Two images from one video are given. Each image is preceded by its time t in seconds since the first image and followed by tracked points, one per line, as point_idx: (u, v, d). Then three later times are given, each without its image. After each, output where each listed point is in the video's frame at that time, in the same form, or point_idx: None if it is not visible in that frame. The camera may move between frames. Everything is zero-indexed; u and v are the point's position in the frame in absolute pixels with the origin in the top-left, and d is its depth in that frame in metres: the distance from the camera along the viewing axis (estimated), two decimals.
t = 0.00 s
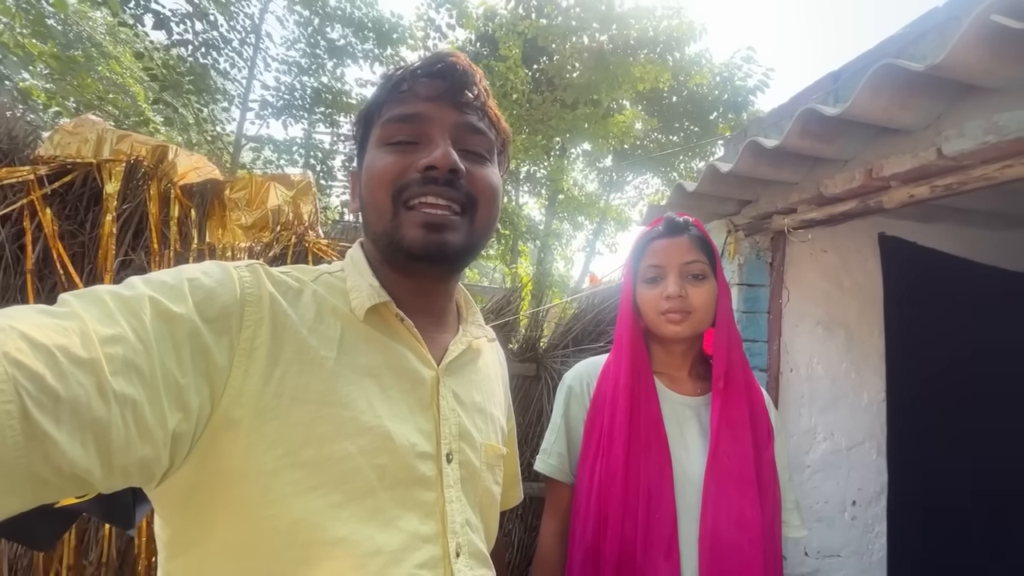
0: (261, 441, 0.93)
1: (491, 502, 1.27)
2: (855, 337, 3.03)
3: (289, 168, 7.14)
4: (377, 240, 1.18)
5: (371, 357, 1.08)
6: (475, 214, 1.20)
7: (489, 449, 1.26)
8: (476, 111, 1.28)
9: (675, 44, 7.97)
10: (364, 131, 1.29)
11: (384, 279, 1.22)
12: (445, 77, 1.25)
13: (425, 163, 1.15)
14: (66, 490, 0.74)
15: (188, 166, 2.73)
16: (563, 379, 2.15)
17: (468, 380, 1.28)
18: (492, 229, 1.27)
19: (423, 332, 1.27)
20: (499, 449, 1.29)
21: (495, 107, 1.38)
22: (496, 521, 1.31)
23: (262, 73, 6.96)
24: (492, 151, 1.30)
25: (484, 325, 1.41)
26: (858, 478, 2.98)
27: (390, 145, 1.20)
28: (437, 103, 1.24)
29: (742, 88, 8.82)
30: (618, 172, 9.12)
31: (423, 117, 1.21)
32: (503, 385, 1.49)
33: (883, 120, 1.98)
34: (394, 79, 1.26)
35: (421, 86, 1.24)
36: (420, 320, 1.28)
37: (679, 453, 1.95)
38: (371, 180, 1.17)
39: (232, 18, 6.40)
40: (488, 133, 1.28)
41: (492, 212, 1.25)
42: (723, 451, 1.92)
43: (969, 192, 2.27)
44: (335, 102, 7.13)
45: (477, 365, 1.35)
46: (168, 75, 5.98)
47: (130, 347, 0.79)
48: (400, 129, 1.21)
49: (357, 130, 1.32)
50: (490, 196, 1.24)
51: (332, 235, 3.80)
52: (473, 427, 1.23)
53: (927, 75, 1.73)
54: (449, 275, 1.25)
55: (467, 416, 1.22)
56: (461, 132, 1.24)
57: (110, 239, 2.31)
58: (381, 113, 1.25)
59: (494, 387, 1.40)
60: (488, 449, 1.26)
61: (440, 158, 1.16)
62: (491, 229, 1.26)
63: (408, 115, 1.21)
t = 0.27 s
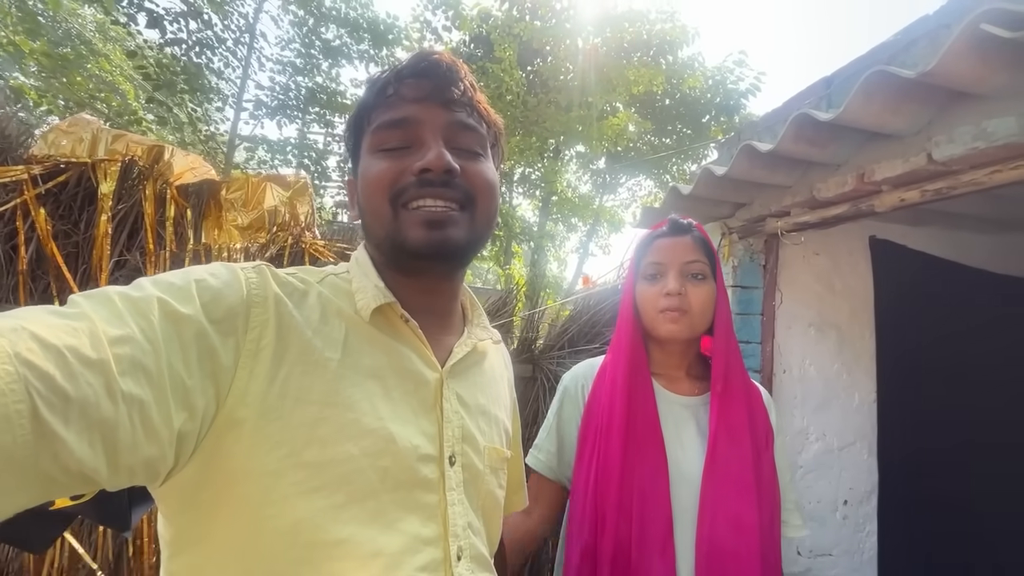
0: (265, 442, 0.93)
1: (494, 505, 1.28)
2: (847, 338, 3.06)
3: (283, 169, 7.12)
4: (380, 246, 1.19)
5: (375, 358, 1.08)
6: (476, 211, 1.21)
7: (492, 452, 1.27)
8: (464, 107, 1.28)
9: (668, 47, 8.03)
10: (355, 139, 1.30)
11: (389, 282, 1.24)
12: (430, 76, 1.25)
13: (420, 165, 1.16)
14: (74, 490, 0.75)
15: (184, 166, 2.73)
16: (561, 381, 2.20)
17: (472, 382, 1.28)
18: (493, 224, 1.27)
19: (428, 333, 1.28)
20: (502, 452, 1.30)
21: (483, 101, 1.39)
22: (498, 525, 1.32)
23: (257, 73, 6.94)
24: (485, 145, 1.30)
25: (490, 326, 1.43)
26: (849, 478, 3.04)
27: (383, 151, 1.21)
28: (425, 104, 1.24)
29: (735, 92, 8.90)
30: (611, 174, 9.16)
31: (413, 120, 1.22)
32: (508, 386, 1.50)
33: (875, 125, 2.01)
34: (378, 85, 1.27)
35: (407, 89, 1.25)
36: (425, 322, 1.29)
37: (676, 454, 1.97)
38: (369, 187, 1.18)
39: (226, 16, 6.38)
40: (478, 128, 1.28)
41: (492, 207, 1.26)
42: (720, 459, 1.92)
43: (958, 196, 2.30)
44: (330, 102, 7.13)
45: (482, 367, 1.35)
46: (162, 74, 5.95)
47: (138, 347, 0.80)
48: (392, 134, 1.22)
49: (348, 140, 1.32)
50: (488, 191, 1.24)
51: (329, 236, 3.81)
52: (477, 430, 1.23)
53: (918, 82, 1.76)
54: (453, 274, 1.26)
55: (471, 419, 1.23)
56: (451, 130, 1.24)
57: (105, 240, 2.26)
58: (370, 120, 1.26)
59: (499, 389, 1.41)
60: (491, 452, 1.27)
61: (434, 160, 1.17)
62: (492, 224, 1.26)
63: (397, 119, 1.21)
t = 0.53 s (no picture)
0: (275, 439, 0.96)
1: (498, 501, 1.30)
2: (838, 339, 3.11)
3: (277, 169, 7.11)
4: (385, 253, 1.22)
5: (381, 357, 1.11)
6: (477, 213, 1.24)
7: (496, 449, 1.29)
8: (459, 107, 1.30)
9: (662, 50, 8.09)
10: (354, 144, 1.32)
11: (394, 285, 1.27)
12: (424, 79, 1.27)
13: (422, 172, 1.18)
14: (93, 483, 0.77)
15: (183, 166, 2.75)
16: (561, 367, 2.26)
17: (476, 380, 1.30)
18: (494, 223, 1.30)
19: (433, 332, 1.30)
20: (505, 449, 1.32)
21: (478, 99, 1.41)
22: (501, 521, 1.35)
23: (252, 72, 6.90)
24: (483, 143, 1.33)
25: (493, 325, 1.45)
26: (839, 475, 3.07)
27: (382, 158, 1.23)
28: (421, 108, 1.26)
29: (727, 95, 8.97)
30: (605, 176, 9.21)
31: (411, 125, 1.24)
32: (512, 384, 1.52)
33: (865, 130, 2.06)
34: (373, 90, 1.28)
35: (402, 93, 1.27)
36: (431, 322, 1.31)
37: (666, 445, 2.01)
38: (371, 195, 1.20)
39: (222, 15, 6.37)
40: (475, 128, 1.30)
41: (492, 207, 1.28)
42: (711, 458, 1.95)
43: (946, 199, 2.35)
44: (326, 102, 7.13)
45: (486, 365, 1.37)
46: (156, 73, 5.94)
47: (155, 345, 0.82)
48: (390, 140, 1.24)
49: (347, 146, 1.35)
50: (488, 191, 1.27)
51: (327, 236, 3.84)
52: (480, 427, 1.25)
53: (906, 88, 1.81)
54: (456, 275, 1.29)
55: (475, 416, 1.25)
56: (449, 133, 1.26)
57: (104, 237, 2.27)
58: (368, 126, 1.28)
59: (503, 387, 1.43)
60: (494, 449, 1.29)
61: (435, 166, 1.19)
62: (493, 223, 1.29)
63: (394, 125, 1.24)
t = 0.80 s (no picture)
0: (284, 429, 0.99)
1: (500, 490, 1.34)
2: (828, 338, 3.16)
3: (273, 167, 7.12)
4: (389, 246, 1.25)
5: (384, 350, 1.14)
6: (480, 209, 1.27)
7: (497, 440, 1.33)
8: (463, 105, 1.34)
9: (656, 52, 8.15)
10: (358, 138, 1.35)
11: (397, 278, 1.30)
12: (430, 77, 1.31)
13: (428, 168, 1.21)
14: (109, 472, 0.80)
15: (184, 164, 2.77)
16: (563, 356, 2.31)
17: (476, 372, 1.34)
18: (495, 219, 1.34)
19: (435, 326, 1.34)
20: (505, 439, 1.36)
21: (482, 97, 1.45)
22: (503, 510, 1.39)
23: (249, 71, 6.91)
24: (486, 141, 1.37)
25: (492, 318, 1.49)
26: (829, 469, 3.13)
27: (388, 153, 1.26)
28: (426, 105, 1.30)
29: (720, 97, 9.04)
30: (599, 177, 9.26)
31: (417, 122, 1.28)
32: (511, 376, 1.56)
33: (853, 133, 2.11)
34: (379, 86, 1.32)
35: (408, 89, 1.30)
36: (433, 316, 1.35)
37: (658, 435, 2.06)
38: (376, 190, 1.23)
39: (218, 14, 6.37)
40: (478, 126, 1.34)
41: (494, 203, 1.32)
42: (703, 448, 2.01)
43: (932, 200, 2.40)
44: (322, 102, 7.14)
45: (486, 358, 1.41)
46: (153, 71, 5.94)
47: (166, 338, 0.85)
48: (396, 136, 1.27)
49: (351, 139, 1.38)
50: (490, 188, 1.31)
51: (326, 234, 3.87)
52: (481, 419, 1.29)
53: (892, 92, 1.86)
54: (457, 269, 1.32)
55: (476, 408, 1.29)
56: (453, 130, 1.30)
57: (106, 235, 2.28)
58: (373, 121, 1.31)
59: (502, 379, 1.46)
60: (495, 440, 1.33)
61: (440, 162, 1.22)
62: (494, 219, 1.33)
63: (400, 121, 1.27)
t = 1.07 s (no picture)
0: (279, 429, 1.00)
1: (496, 488, 1.36)
2: (821, 338, 3.19)
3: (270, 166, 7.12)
4: (388, 245, 1.26)
5: (381, 350, 1.16)
6: (482, 214, 1.29)
7: (493, 438, 1.35)
8: (471, 108, 1.35)
9: (652, 52, 8.18)
10: (360, 132, 1.35)
11: (392, 277, 1.31)
12: (441, 79, 1.32)
13: (434, 171, 1.23)
14: (100, 474, 0.80)
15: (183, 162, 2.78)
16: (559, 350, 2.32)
17: (471, 370, 1.36)
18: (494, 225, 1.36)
19: (430, 324, 1.35)
20: (501, 437, 1.38)
21: (489, 101, 1.46)
22: (500, 508, 1.40)
23: (245, 69, 6.91)
24: (490, 146, 1.39)
25: (488, 317, 1.50)
26: (822, 467, 3.16)
27: (392, 151, 1.27)
28: (435, 106, 1.31)
29: (716, 97, 9.07)
30: (595, 176, 9.29)
31: (425, 122, 1.29)
32: (506, 374, 1.57)
33: (846, 136, 2.13)
34: (388, 82, 1.32)
35: (418, 88, 1.31)
36: (428, 314, 1.36)
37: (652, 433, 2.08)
38: (379, 188, 1.24)
39: (215, 11, 6.37)
40: (485, 130, 1.36)
41: (496, 209, 1.34)
42: (697, 448, 2.02)
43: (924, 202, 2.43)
44: (319, 100, 7.14)
45: (481, 356, 1.42)
46: (149, 68, 5.93)
47: (157, 338, 0.85)
48: (403, 135, 1.28)
49: (353, 132, 1.38)
50: (493, 194, 1.33)
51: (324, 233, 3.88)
52: (478, 417, 1.31)
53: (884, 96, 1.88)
54: (454, 271, 1.34)
55: (472, 407, 1.30)
56: (460, 133, 1.32)
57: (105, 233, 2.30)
58: (379, 117, 1.32)
59: (498, 377, 1.48)
60: (492, 438, 1.34)
61: (448, 166, 1.24)
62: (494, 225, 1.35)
63: (408, 120, 1.28)
